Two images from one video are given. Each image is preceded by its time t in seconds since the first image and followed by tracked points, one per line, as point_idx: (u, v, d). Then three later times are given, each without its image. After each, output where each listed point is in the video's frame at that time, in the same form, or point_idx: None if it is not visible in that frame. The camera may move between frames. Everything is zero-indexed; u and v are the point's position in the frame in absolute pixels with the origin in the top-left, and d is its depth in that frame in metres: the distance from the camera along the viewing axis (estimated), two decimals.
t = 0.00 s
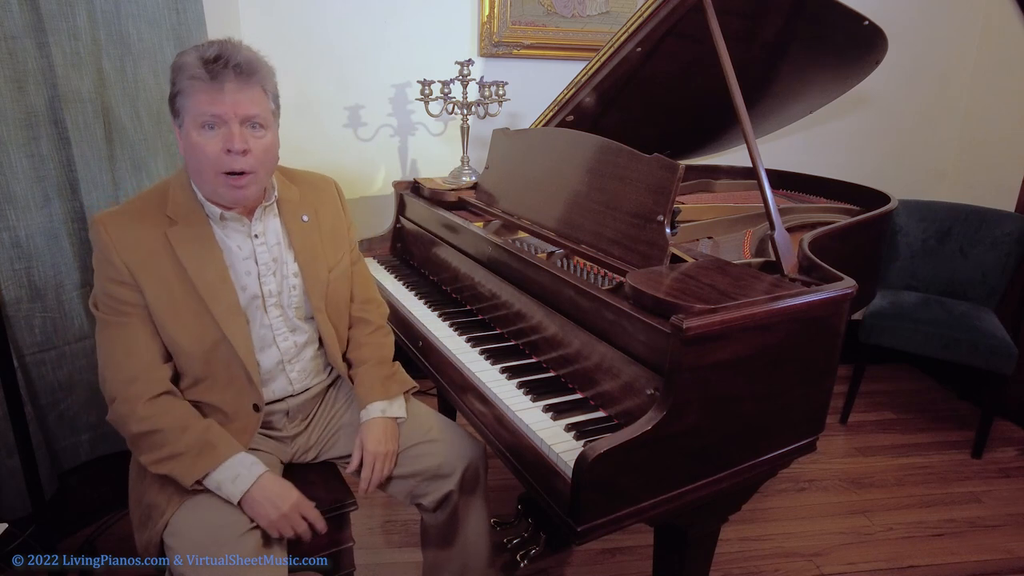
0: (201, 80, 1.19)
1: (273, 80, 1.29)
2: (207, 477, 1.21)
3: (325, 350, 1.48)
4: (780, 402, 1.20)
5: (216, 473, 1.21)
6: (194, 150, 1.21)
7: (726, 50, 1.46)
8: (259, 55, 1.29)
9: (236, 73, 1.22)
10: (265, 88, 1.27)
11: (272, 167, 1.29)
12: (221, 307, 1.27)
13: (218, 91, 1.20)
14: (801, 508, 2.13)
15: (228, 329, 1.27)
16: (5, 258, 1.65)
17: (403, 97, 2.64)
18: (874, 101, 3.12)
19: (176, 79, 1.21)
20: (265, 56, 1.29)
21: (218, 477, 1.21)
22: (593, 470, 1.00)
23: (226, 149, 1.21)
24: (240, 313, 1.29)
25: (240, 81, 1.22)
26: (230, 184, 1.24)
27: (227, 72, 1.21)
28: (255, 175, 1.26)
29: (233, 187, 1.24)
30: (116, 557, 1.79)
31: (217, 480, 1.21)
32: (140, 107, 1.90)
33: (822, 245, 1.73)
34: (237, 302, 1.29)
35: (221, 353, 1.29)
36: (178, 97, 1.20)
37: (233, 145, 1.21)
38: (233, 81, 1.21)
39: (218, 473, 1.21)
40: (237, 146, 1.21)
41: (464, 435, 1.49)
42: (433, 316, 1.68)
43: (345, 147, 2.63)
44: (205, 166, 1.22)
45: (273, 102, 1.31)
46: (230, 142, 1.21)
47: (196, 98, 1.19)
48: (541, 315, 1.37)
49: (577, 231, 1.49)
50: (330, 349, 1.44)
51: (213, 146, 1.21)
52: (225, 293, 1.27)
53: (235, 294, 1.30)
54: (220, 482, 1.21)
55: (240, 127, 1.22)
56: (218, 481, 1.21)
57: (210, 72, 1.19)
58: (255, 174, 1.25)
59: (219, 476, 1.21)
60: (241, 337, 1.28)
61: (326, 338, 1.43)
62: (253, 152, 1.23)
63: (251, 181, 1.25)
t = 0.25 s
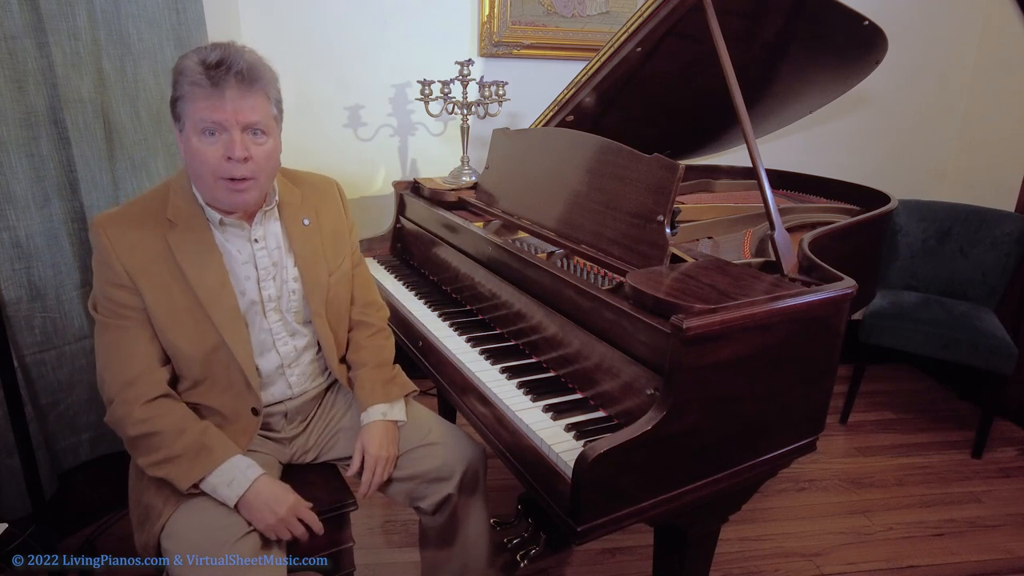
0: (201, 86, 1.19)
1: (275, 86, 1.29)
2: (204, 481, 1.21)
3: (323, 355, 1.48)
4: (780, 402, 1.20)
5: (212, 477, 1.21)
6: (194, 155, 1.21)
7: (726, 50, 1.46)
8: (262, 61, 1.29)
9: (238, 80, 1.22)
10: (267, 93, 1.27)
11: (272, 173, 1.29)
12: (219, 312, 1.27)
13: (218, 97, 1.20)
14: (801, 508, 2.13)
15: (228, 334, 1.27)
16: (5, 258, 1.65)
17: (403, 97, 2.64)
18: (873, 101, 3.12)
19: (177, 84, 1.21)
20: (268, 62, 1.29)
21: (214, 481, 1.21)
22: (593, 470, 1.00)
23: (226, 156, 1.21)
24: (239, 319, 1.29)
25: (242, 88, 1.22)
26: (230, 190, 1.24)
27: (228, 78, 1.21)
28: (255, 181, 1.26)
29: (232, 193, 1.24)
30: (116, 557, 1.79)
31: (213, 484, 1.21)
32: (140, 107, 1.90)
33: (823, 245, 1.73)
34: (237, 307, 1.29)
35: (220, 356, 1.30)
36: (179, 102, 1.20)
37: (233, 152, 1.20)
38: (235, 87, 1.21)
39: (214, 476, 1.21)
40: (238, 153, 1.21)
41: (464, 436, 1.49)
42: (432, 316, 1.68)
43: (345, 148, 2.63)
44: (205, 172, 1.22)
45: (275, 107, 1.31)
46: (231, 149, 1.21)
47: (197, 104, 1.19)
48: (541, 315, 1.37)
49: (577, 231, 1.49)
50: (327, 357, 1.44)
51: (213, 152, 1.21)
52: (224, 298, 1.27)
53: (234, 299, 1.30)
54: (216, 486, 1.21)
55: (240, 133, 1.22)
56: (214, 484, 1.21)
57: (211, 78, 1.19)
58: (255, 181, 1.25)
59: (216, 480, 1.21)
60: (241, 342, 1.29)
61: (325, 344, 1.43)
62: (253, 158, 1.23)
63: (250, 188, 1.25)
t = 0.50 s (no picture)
0: (201, 83, 1.19)
1: (274, 82, 1.29)
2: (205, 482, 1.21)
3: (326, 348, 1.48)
4: (780, 402, 1.20)
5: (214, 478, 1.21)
6: (194, 152, 1.21)
7: (726, 50, 1.46)
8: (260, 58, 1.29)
9: (237, 76, 1.22)
10: (267, 89, 1.27)
11: (273, 170, 1.30)
12: (219, 307, 1.26)
13: (218, 94, 1.20)
14: (801, 508, 2.13)
15: (227, 329, 1.27)
16: (5, 258, 1.64)
17: (402, 97, 2.64)
18: (874, 101, 3.12)
19: (176, 81, 1.20)
20: (267, 58, 1.29)
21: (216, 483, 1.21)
22: (593, 470, 1.00)
23: (227, 152, 1.21)
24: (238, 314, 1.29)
25: (241, 84, 1.22)
26: (231, 187, 1.24)
27: (227, 75, 1.21)
28: (256, 178, 1.26)
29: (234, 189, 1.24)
30: (116, 557, 1.79)
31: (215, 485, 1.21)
32: (140, 107, 1.90)
33: (822, 245, 1.73)
34: (237, 303, 1.29)
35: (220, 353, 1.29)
36: (179, 99, 1.20)
37: (234, 149, 1.20)
38: (234, 83, 1.21)
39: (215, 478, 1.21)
40: (238, 149, 1.21)
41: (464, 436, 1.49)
42: (432, 316, 1.68)
43: (345, 148, 2.63)
44: (206, 169, 1.21)
45: (274, 104, 1.31)
46: (232, 146, 1.21)
47: (196, 100, 1.19)
48: (541, 315, 1.37)
49: (577, 231, 1.49)
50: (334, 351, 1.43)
51: (213, 149, 1.21)
52: (224, 294, 1.27)
53: (234, 296, 1.29)
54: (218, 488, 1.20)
55: (241, 130, 1.22)
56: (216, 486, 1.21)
57: (210, 75, 1.19)
58: (256, 177, 1.25)
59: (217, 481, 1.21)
60: (240, 338, 1.28)
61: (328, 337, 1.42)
62: (254, 155, 1.23)
63: (251, 184, 1.25)
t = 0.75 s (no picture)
0: (196, 82, 1.19)
1: (271, 80, 1.29)
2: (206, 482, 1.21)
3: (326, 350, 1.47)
4: (780, 402, 1.20)
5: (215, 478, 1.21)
6: (191, 152, 1.21)
7: (726, 50, 1.46)
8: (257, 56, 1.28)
9: (234, 75, 1.22)
10: (264, 88, 1.27)
11: (271, 168, 1.29)
12: (218, 309, 1.26)
13: (213, 92, 1.20)
14: (801, 508, 2.13)
15: (226, 330, 1.27)
16: (5, 258, 1.64)
17: (402, 97, 2.64)
18: (873, 101, 3.12)
19: (173, 81, 1.21)
20: (264, 56, 1.29)
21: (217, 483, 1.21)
22: (593, 470, 1.00)
23: (223, 151, 1.21)
24: (237, 316, 1.28)
25: (237, 83, 1.22)
26: (228, 186, 1.24)
27: (223, 73, 1.21)
28: (254, 177, 1.26)
29: (232, 188, 1.24)
30: (116, 557, 1.79)
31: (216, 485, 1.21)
32: (140, 107, 1.90)
33: (822, 245, 1.73)
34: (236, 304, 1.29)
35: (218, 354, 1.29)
36: (175, 99, 1.20)
37: (231, 147, 1.20)
38: (230, 82, 1.21)
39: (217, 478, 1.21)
40: (235, 148, 1.21)
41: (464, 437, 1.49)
42: (432, 316, 1.68)
43: (345, 148, 2.63)
44: (204, 169, 1.21)
45: (272, 103, 1.31)
46: (228, 144, 1.21)
47: (192, 100, 1.19)
48: (541, 315, 1.37)
49: (577, 231, 1.49)
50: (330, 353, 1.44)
51: (210, 148, 1.21)
52: (223, 296, 1.27)
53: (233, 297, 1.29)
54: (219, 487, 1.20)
55: (237, 128, 1.22)
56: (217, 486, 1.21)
57: (206, 74, 1.19)
58: (254, 176, 1.25)
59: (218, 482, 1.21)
60: (240, 340, 1.28)
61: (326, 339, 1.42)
62: (251, 153, 1.23)
63: (249, 183, 1.25)
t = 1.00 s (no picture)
0: (197, 82, 1.19)
1: (272, 80, 1.29)
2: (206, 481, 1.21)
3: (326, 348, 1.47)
4: (780, 402, 1.20)
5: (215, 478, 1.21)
6: (192, 151, 1.21)
7: (726, 50, 1.46)
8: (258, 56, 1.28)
9: (234, 75, 1.22)
10: (264, 87, 1.27)
11: (271, 168, 1.30)
12: (218, 308, 1.26)
13: (214, 92, 1.20)
14: (802, 508, 2.13)
15: (226, 329, 1.27)
16: (5, 258, 1.64)
17: (403, 97, 2.64)
18: (874, 101, 3.12)
19: (173, 81, 1.20)
20: (263, 56, 1.29)
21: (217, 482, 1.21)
22: (593, 470, 1.00)
23: (224, 151, 1.21)
24: (237, 315, 1.28)
25: (238, 83, 1.22)
26: (229, 185, 1.24)
27: (223, 73, 1.20)
28: (255, 176, 1.26)
29: (233, 188, 1.24)
30: (116, 557, 1.79)
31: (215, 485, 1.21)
32: (140, 107, 1.90)
33: (822, 245, 1.73)
34: (236, 303, 1.29)
35: (219, 353, 1.29)
36: (176, 99, 1.20)
37: (232, 147, 1.21)
38: (230, 82, 1.21)
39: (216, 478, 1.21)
40: (237, 148, 1.21)
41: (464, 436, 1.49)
42: (432, 316, 1.68)
43: (345, 148, 2.63)
44: (205, 168, 1.22)
45: (272, 102, 1.31)
46: (230, 144, 1.21)
47: (193, 100, 1.19)
48: (541, 315, 1.37)
49: (577, 231, 1.49)
50: (332, 351, 1.44)
51: (211, 148, 1.21)
52: (223, 294, 1.27)
53: (233, 296, 1.29)
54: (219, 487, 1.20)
55: (238, 128, 1.22)
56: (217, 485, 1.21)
57: (207, 74, 1.19)
58: (255, 175, 1.26)
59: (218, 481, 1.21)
60: (240, 338, 1.28)
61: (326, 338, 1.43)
62: (252, 153, 1.24)
63: (250, 182, 1.26)
